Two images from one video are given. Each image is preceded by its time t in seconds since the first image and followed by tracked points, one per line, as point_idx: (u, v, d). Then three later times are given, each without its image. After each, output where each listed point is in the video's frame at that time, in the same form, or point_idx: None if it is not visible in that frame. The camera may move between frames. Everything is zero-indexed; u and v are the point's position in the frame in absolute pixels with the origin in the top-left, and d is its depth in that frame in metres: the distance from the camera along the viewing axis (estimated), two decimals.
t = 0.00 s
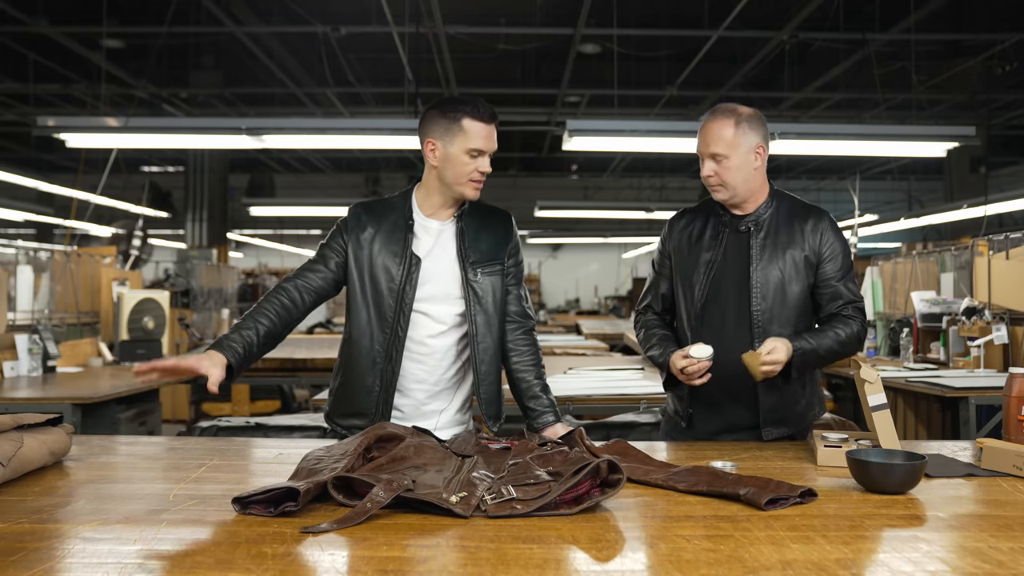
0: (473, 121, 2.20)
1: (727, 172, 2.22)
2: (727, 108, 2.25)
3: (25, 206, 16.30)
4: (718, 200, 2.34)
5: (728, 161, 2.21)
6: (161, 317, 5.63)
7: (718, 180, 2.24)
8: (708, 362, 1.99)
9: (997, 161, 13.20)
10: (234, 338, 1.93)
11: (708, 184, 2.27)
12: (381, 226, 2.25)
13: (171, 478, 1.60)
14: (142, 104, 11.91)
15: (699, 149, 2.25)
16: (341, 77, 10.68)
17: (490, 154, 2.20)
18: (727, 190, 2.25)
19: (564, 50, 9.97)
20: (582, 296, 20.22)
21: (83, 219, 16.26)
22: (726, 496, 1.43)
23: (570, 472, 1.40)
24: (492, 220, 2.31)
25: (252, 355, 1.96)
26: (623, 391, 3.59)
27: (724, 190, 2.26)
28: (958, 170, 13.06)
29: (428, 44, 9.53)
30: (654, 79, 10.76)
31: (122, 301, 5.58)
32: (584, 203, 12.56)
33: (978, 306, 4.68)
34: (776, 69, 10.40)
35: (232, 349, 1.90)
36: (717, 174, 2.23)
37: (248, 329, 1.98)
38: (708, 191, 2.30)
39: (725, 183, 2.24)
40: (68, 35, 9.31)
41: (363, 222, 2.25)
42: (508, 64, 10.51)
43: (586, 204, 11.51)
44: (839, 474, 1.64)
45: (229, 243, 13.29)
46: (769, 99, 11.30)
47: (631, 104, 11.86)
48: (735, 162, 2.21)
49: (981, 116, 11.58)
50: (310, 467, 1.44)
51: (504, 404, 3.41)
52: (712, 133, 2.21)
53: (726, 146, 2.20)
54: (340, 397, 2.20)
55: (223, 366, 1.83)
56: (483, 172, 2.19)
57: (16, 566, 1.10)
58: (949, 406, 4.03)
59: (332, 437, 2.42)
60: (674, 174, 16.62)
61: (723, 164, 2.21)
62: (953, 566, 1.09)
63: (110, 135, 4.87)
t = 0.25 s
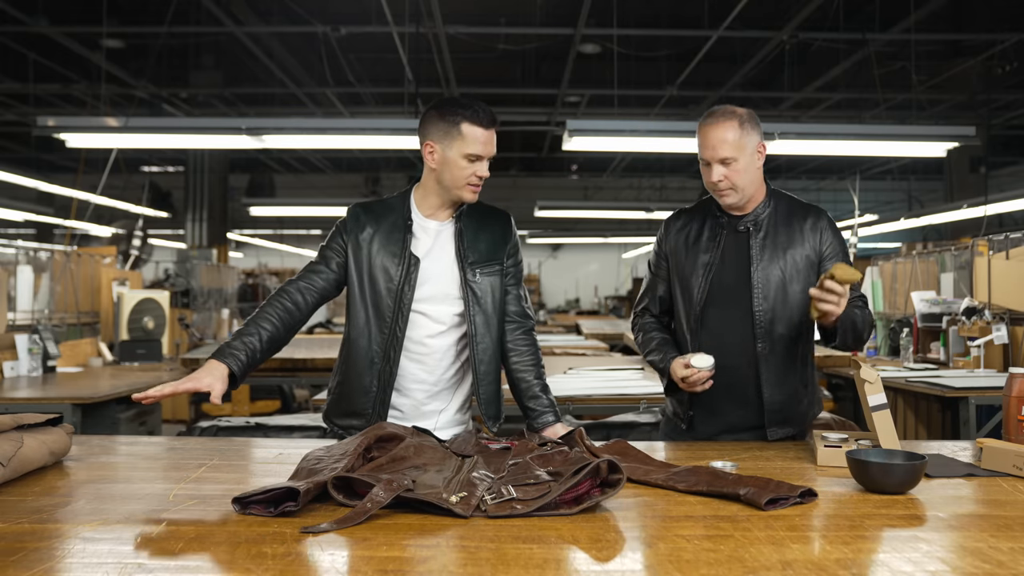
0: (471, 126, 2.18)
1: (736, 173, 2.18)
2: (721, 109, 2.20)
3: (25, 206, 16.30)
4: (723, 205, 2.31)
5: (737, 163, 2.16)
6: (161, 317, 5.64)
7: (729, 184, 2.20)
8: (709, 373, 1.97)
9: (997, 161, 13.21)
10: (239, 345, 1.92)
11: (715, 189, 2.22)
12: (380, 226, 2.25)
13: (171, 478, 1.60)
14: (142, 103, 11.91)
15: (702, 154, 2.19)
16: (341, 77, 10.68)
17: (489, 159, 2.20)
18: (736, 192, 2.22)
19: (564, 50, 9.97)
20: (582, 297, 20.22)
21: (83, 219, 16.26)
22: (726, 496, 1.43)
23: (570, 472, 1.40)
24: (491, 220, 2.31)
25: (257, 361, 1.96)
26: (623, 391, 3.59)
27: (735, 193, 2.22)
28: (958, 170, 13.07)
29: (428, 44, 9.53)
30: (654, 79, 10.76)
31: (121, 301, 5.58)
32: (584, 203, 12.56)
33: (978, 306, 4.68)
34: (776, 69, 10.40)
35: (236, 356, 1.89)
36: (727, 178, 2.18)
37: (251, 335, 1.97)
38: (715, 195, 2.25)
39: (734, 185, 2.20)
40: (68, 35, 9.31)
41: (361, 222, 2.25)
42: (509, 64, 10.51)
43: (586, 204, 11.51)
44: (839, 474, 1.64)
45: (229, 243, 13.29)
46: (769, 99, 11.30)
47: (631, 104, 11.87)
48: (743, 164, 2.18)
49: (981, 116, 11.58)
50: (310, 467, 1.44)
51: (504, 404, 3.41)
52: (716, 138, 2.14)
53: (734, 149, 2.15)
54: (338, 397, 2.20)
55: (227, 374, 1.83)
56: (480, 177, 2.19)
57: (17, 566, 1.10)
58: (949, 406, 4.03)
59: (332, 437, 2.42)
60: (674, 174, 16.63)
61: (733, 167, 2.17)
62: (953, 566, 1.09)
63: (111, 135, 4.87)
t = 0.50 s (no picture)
0: (476, 129, 2.18)
1: (733, 176, 2.17)
2: (712, 111, 2.17)
3: (25, 206, 16.31)
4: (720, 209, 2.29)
5: (734, 166, 2.15)
6: (161, 317, 5.64)
7: (726, 188, 2.18)
8: (711, 388, 1.96)
9: (997, 161, 13.21)
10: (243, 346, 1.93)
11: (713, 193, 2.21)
12: (380, 226, 2.25)
13: (171, 478, 1.60)
14: (142, 104, 11.91)
15: (698, 158, 2.16)
16: (341, 77, 10.68)
17: (495, 162, 2.20)
18: (733, 195, 2.21)
19: (564, 50, 9.97)
20: (582, 296, 20.23)
21: (83, 219, 16.26)
22: (726, 496, 1.43)
23: (570, 472, 1.40)
24: (491, 221, 2.31)
25: (260, 361, 1.96)
26: (623, 391, 3.59)
27: (732, 196, 2.21)
28: (958, 170, 13.07)
29: (428, 44, 9.54)
30: (654, 79, 10.76)
31: (121, 301, 5.58)
32: (584, 203, 12.57)
33: (978, 306, 4.68)
34: (776, 69, 10.41)
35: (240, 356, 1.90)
36: (725, 181, 2.17)
37: (254, 336, 1.97)
38: (712, 199, 2.23)
39: (732, 189, 2.19)
40: (68, 35, 9.31)
41: (359, 223, 2.25)
42: (509, 65, 10.51)
43: (586, 204, 11.51)
44: (839, 474, 1.64)
45: (229, 243, 13.29)
46: (769, 99, 11.30)
47: (631, 104, 11.87)
48: (739, 166, 2.16)
49: (981, 116, 11.58)
50: (310, 467, 1.44)
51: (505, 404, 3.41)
52: (711, 141, 2.11)
53: (731, 152, 2.13)
54: (339, 396, 2.20)
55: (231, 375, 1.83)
56: (486, 180, 2.19)
57: (16, 566, 1.10)
58: (949, 406, 4.03)
59: (332, 437, 2.42)
60: (674, 174, 16.64)
61: (730, 170, 2.15)
62: (953, 566, 1.09)
63: (111, 135, 4.88)
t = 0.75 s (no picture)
0: (475, 124, 2.18)
1: (727, 182, 2.17)
2: (702, 114, 2.14)
3: (25, 206, 16.31)
4: (715, 211, 2.30)
5: (727, 172, 2.15)
6: (161, 317, 5.64)
7: (720, 193, 2.18)
8: (706, 385, 1.94)
9: (997, 161, 13.21)
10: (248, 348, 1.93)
11: (708, 197, 2.21)
12: (379, 227, 2.25)
13: (172, 478, 1.60)
14: (142, 104, 11.92)
15: (693, 165, 2.15)
16: (341, 77, 10.68)
17: (496, 157, 2.20)
18: (728, 198, 2.21)
19: (564, 50, 9.97)
20: (582, 296, 20.23)
21: (83, 219, 16.27)
22: (726, 496, 1.43)
23: (570, 472, 1.40)
24: (492, 221, 2.31)
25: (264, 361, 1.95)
26: (623, 391, 3.59)
27: (726, 199, 2.22)
28: (958, 170, 13.08)
29: (428, 44, 9.54)
30: (654, 79, 10.76)
31: (121, 301, 5.58)
32: (584, 203, 12.57)
33: (978, 306, 4.68)
34: (776, 69, 10.41)
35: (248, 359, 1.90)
36: (720, 187, 2.17)
37: (258, 337, 1.98)
38: (707, 202, 2.24)
39: (726, 194, 2.19)
40: (68, 35, 9.30)
41: (355, 224, 2.25)
42: (509, 65, 10.52)
43: (586, 204, 11.51)
44: (840, 474, 1.64)
45: (229, 243, 13.29)
46: (769, 99, 11.31)
47: (631, 104, 11.87)
48: (734, 171, 2.16)
49: (981, 116, 11.59)
50: (310, 467, 1.44)
51: (504, 404, 3.41)
52: (704, 150, 2.10)
53: (725, 159, 2.12)
54: (339, 396, 2.20)
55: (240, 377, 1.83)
56: (489, 175, 2.19)
57: (16, 566, 1.09)
58: (949, 406, 4.03)
59: (332, 437, 2.42)
60: (674, 175, 16.65)
61: (725, 176, 2.15)
62: (953, 566, 1.09)
63: (110, 135, 4.87)
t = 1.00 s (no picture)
0: (470, 121, 2.19)
1: (726, 183, 2.17)
2: (700, 116, 2.13)
3: (25, 206, 16.31)
4: (712, 211, 2.30)
5: (726, 173, 2.15)
6: (161, 317, 5.64)
7: (719, 194, 2.19)
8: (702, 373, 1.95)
9: (997, 161, 13.20)
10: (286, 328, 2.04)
11: (706, 198, 2.21)
12: (377, 227, 2.25)
13: (171, 478, 1.60)
14: (142, 104, 11.92)
15: (691, 167, 2.15)
16: (341, 77, 10.68)
17: (489, 155, 2.21)
18: (726, 200, 2.22)
19: (564, 50, 9.97)
20: (582, 296, 20.23)
21: (83, 219, 16.27)
22: (726, 496, 1.43)
23: (570, 472, 1.40)
24: (490, 220, 2.31)
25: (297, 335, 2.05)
26: (623, 391, 3.59)
27: (725, 200, 2.22)
28: (958, 170, 13.08)
29: (428, 44, 9.54)
30: (654, 79, 10.76)
31: (122, 301, 5.58)
32: (584, 203, 12.57)
33: (978, 306, 4.68)
34: (777, 69, 10.41)
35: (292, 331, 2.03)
36: (718, 189, 2.17)
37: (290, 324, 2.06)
38: (706, 203, 2.24)
39: (725, 195, 2.19)
40: (68, 35, 9.30)
41: (353, 225, 2.25)
42: (509, 65, 10.51)
43: (586, 204, 11.51)
44: (839, 474, 1.64)
45: (229, 243, 13.28)
46: (769, 99, 11.31)
47: (631, 104, 11.86)
48: (732, 173, 2.16)
49: (981, 117, 11.59)
50: (310, 467, 1.44)
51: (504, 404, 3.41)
52: (702, 152, 2.10)
53: (723, 161, 2.12)
54: (339, 398, 2.20)
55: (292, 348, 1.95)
56: (482, 173, 2.20)
57: (16, 566, 1.10)
58: (949, 406, 4.03)
59: (332, 437, 2.42)
60: (674, 175, 16.65)
61: (723, 177, 2.15)
62: (953, 566, 1.09)
63: (110, 135, 4.87)
